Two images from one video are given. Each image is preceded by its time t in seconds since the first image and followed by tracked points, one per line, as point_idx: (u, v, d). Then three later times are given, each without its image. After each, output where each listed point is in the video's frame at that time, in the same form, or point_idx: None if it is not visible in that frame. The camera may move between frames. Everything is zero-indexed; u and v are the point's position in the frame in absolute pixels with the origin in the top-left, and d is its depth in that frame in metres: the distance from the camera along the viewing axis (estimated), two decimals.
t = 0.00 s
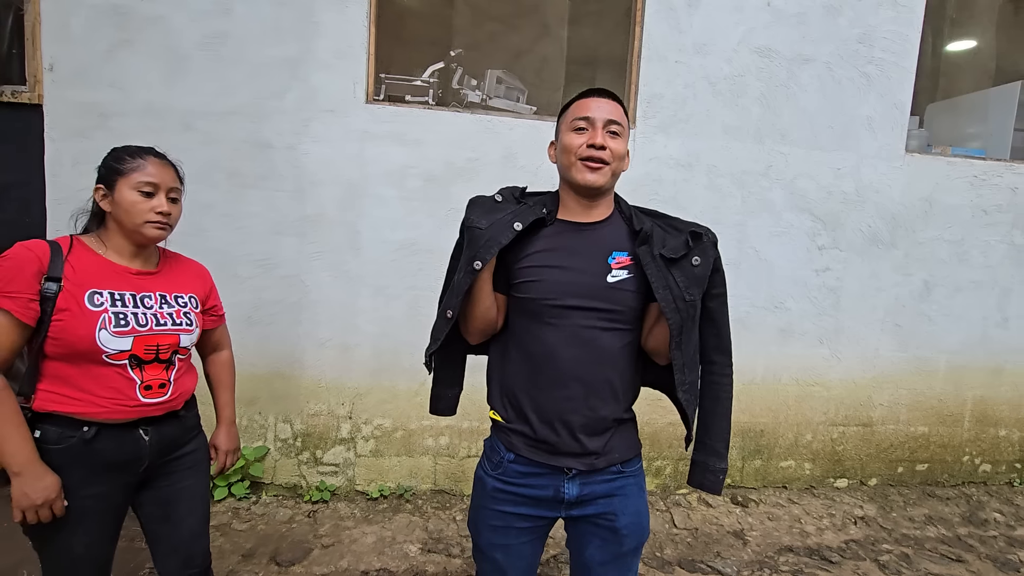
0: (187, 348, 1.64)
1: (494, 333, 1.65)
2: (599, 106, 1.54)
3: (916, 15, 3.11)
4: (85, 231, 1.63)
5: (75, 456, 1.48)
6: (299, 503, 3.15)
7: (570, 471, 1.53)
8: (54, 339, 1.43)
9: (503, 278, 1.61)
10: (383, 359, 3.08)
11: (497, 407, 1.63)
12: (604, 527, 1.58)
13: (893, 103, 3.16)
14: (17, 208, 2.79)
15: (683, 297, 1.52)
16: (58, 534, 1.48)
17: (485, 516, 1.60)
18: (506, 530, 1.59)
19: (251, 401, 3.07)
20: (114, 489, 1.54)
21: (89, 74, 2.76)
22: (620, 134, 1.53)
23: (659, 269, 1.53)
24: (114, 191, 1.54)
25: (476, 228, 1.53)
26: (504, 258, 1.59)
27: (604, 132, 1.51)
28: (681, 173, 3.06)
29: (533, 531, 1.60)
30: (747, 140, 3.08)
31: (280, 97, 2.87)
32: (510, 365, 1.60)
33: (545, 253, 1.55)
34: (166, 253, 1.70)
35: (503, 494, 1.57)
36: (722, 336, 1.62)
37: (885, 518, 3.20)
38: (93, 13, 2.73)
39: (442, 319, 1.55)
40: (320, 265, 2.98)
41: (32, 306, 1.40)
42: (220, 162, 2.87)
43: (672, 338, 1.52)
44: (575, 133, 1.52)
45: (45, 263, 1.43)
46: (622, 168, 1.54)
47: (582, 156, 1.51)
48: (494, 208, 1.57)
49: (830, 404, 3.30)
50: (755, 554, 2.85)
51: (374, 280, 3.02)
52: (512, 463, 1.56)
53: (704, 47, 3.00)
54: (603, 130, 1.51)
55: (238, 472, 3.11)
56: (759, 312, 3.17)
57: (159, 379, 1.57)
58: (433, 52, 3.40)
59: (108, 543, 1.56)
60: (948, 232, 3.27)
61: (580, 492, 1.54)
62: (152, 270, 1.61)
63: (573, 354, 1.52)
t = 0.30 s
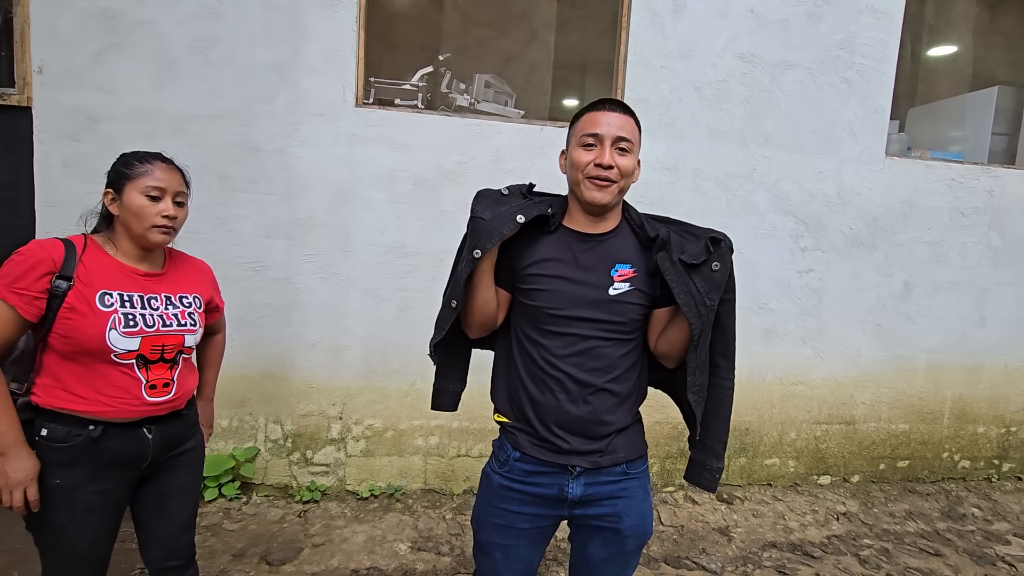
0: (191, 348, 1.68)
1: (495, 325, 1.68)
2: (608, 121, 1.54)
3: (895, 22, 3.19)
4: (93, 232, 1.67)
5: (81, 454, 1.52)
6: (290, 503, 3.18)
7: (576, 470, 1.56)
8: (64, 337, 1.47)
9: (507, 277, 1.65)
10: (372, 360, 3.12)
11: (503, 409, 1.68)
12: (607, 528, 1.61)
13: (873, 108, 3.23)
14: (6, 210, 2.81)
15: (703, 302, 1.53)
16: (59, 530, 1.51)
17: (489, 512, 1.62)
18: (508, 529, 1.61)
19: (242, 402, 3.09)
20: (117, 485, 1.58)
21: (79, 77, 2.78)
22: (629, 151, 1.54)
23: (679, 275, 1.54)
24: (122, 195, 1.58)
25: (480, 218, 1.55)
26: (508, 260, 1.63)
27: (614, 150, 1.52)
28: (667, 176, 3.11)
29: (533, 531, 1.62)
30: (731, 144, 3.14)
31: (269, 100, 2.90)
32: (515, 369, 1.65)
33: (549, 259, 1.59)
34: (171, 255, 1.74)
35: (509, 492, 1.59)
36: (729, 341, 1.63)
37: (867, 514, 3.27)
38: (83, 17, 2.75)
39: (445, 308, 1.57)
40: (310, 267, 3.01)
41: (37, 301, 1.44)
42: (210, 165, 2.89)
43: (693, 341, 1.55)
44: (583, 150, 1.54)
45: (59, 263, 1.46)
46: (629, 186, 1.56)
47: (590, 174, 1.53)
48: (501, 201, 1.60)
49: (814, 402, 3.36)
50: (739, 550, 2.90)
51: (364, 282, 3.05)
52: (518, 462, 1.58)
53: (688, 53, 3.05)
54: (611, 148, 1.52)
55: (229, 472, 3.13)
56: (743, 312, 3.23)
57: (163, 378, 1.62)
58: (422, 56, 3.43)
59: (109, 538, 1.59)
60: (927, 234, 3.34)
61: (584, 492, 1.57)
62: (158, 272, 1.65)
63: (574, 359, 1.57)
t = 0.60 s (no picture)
0: (190, 349, 1.67)
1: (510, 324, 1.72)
2: (623, 124, 1.53)
3: (882, 24, 3.23)
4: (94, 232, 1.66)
5: (78, 457, 1.50)
6: (282, 505, 3.15)
7: (578, 468, 1.56)
8: (65, 337, 1.47)
9: (520, 275, 1.67)
10: (364, 361, 3.10)
11: (515, 406, 1.71)
12: (607, 530, 1.61)
13: (861, 109, 3.27)
14: None
15: (719, 308, 1.54)
16: (51, 536, 1.48)
17: (495, 504, 1.64)
18: (511, 522, 1.62)
19: (232, 403, 3.06)
20: (112, 488, 1.57)
21: (64, 75, 2.74)
22: (644, 155, 1.53)
23: (693, 280, 1.54)
24: (122, 196, 1.57)
25: (491, 220, 1.57)
26: (521, 260, 1.65)
27: (628, 154, 1.52)
28: (658, 176, 3.13)
29: (536, 528, 1.63)
30: (721, 144, 3.17)
31: (259, 100, 2.88)
32: (526, 368, 1.68)
33: (560, 262, 1.60)
34: (171, 256, 1.72)
35: (515, 484, 1.61)
36: (756, 346, 1.61)
37: (856, 511, 3.30)
38: (68, 15, 2.72)
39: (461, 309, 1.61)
40: (301, 267, 2.99)
41: (25, 295, 1.47)
42: (199, 164, 2.87)
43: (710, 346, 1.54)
44: (598, 154, 1.53)
45: (57, 261, 1.47)
46: (645, 189, 1.55)
47: (604, 178, 1.52)
48: (513, 203, 1.62)
49: (804, 401, 3.39)
50: (731, 548, 2.92)
51: (355, 282, 3.04)
52: (525, 454, 1.61)
53: (679, 54, 3.08)
54: (625, 152, 1.51)
55: (219, 474, 3.10)
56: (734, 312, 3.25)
57: (161, 380, 1.60)
58: (413, 56, 3.43)
59: (102, 542, 1.57)
60: (914, 234, 3.39)
61: (586, 491, 1.57)
62: (158, 273, 1.63)
63: (582, 363, 1.57)
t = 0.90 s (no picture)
0: (180, 351, 1.63)
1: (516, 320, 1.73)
2: (644, 126, 1.51)
3: (871, 26, 3.26)
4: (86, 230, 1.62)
5: (64, 461, 1.46)
6: (273, 509, 3.10)
7: (576, 466, 1.56)
8: (51, 337, 1.43)
9: (530, 272, 1.67)
10: (355, 362, 3.07)
11: (522, 401, 1.73)
12: (605, 531, 1.59)
13: (851, 110, 3.30)
14: None
15: (720, 328, 1.51)
16: (37, 543, 1.44)
17: (498, 496, 1.66)
18: (512, 516, 1.63)
19: (220, 406, 3.01)
20: (101, 493, 1.52)
21: (46, 70, 2.68)
22: (663, 159, 1.52)
23: (695, 299, 1.51)
24: (112, 194, 1.53)
25: (499, 217, 1.59)
26: (532, 257, 1.66)
27: (649, 156, 1.50)
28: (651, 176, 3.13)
29: (536, 524, 1.63)
30: (713, 144, 3.18)
31: (247, 97, 2.83)
32: (533, 364, 1.70)
33: (567, 261, 1.60)
34: (165, 255, 1.68)
35: (516, 478, 1.63)
36: (764, 364, 1.58)
37: (847, 508, 3.33)
38: (49, 8, 2.65)
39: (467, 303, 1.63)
40: (291, 267, 2.95)
41: (8, 294, 1.43)
42: (185, 162, 2.81)
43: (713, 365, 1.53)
44: (615, 154, 1.52)
45: (44, 259, 1.43)
46: (662, 194, 1.53)
47: (619, 180, 1.51)
48: (523, 201, 1.63)
49: (795, 399, 3.42)
50: (725, 546, 2.93)
51: (346, 282, 3.00)
52: (527, 450, 1.62)
53: (672, 54, 3.08)
54: (644, 155, 1.50)
55: (208, 478, 3.05)
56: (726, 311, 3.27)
57: (150, 382, 1.56)
58: (405, 53, 3.39)
59: (90, 548, 1.53)
60: (903, 234, 3.43)
61: (584, 489, 1.56)
62: (151, 274, 1.59)
63: (584, 362, 1.57)
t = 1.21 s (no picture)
0: (165, 354, 1.60)
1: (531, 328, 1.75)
2: (635, 130, 1.50)
3: (859, 27, 3.29)
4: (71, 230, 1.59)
5: (45, 467, 1.43)
6: (261, 511, 3.07)
7: (571, 464, 1.55)
8: (30, 339, 1.41)
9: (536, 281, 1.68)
10: (345, 362, 3.04)
11: (518, 402, 1.73)
12: (601, 531, 1.58)
13: (839, 110, 3.33)
14: None
15: (684, 325, 1.53)
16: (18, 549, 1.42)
17: (495, 494, 1.65)
18: (508, 513, 1.63)
19: (208, 407, 2.98)
20: (83, 499, 1.50)
21: (28, 67, 2.63)
22: (655, 162, 1.51)
23: (666, 295, 1.53)
24: (97, 194, 1.51)
25: (504, 233, 1.59)
26: (531, 262, 1.66)
27: (639, 160, 1.50)
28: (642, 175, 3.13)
29: (532, 522, 1.62)
30: (703, 144, 3.19)
31: (235, 95, 2.80)
32: (531, 365, 1.70)
33: (564, 263, 1.61)
34: (153, 256, 1.65)
35: (512, 476, 1.62)
36: (742, 371, 1.58)
37: (835, 505, 3.36)
38: (32, 4, 2.61)
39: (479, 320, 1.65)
40: (279, 267, 2.92)
41: None
42: (172, 161, 2.78)
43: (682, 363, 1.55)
44: (607, 159, 1.52)
45: (24, 262, 1.41)
46: (655, 197, 1.53)
47: (611, 184, 1.52)
48: (526, 214, 1.62)
49: (784, 397, 3.44)
50: (715, 544, 2.94)
51: (336, 282, 2.98)
52: (523, 448, 1.61)
53: (662, 53, 3.09)
54: (635, 159, 1.50)
55: (196, 480, 3.01)
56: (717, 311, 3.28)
57: (133, 386, 1.53)
58: (395, 52, 3.37)
59: (73, 555, 1.50)
60: (890, 233, 3.46)
61: (580, 488, 1.55)
62: (137, 275, 1.56)
63: (581, 362, 1.57)
